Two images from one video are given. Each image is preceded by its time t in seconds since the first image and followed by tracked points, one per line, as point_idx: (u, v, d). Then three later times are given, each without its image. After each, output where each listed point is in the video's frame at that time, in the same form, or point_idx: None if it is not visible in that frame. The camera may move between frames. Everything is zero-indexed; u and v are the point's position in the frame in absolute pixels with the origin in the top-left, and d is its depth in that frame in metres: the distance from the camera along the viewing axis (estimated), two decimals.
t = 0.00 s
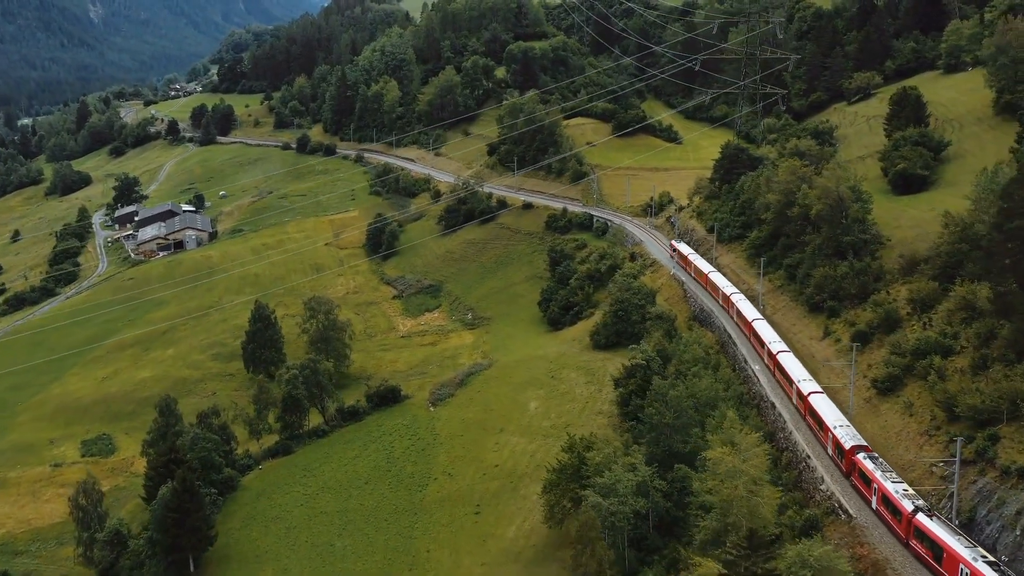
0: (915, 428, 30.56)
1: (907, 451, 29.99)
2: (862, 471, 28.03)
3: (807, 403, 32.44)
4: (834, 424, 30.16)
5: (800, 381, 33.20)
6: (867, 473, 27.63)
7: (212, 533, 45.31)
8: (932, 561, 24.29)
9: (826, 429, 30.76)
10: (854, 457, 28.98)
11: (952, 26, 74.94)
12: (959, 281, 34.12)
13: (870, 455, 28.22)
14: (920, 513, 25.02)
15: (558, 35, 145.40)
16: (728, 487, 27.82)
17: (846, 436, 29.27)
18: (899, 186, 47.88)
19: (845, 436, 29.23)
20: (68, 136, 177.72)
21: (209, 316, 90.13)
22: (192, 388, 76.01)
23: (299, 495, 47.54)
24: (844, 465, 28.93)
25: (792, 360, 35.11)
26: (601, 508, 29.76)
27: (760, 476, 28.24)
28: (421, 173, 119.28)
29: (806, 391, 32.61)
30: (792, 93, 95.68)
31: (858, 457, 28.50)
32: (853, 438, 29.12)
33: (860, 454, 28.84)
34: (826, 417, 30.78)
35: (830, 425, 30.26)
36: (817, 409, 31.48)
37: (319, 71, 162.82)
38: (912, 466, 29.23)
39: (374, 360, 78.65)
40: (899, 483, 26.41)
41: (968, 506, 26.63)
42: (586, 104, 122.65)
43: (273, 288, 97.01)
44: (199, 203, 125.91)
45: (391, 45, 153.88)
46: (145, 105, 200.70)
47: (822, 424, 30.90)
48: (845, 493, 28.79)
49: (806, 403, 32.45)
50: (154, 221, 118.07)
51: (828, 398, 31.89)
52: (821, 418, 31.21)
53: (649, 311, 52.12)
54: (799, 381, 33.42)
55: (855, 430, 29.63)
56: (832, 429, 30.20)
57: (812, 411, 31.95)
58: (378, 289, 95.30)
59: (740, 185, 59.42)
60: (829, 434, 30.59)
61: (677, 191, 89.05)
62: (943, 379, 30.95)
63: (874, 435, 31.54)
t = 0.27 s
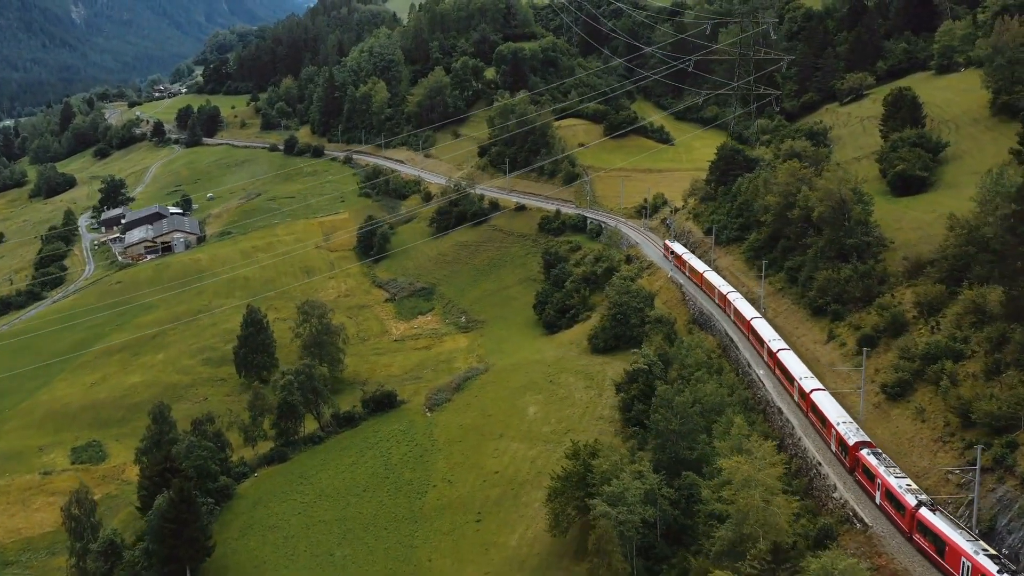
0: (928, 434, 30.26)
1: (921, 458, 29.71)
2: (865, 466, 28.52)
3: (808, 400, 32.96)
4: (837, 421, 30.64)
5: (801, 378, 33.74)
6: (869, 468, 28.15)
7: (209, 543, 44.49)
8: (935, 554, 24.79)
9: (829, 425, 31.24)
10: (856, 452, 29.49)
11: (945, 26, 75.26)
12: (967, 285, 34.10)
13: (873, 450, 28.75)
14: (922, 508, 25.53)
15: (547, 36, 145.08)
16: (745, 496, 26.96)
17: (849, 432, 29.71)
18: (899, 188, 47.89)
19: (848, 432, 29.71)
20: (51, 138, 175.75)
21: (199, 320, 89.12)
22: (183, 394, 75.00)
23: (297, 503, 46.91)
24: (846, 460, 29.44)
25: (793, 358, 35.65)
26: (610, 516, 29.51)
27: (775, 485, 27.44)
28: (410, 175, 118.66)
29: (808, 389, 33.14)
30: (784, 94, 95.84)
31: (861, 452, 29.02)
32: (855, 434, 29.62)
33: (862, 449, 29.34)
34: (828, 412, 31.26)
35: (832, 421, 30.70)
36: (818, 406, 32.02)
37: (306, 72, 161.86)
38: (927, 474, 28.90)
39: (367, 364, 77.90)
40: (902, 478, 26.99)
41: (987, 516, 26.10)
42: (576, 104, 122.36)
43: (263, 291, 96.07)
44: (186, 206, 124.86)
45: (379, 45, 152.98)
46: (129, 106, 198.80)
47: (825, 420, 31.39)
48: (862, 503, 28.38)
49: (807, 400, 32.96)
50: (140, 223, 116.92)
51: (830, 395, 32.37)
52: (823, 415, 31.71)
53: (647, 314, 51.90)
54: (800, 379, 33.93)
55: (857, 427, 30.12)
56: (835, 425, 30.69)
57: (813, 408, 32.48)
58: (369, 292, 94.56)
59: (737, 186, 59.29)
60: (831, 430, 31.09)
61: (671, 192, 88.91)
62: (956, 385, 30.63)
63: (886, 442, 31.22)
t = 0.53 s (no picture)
0: (946, 441, 29.98)
1: (942, 466, 29.29)
2: (872, 461, 28.95)
3: (813, 397, 33.50)
4: (842, 416, 31.13)
5: (805, 376, 34.32)
6: (876, 463, 28.58)
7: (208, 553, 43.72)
8: (939, 545, 25.19)
9: (834, 422, 31.75)
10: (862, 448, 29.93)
11: (938, 28, 75.59)
12: (978, 289, 34.17)
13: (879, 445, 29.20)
14: (929, 501, 25.89)
15: (537, 37, 144.72)
16: (769, 507, 26.23)
17: (855, 427, 30.16)
18: (900, 191, 47.92)
19: (854, 427, 30.20)
20: (34, 140, 173.55)
21: (189, 325, 88.08)
22: (175, 400, 73.94)
23: (298, 512, 46.17)
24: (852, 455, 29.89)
25: (795, 355, 36.23)
26: (624, 526, 29.19)
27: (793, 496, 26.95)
28: (401, 177, 117.94)
29: (812, 386, 33.72)
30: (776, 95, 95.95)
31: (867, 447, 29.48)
32: (861, 429, 30.10)
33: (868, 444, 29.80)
34: (834, 409, 31.81)
35: (838, 417, 31.21)
36: (823, 402, 32.57)
37: (293, 73, 160.84)
38: (947, 481, 28.61)
39: (363, 369, 77.11)
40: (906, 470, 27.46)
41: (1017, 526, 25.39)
42: (568, 105, 122.06)
43: (254, 295, 95.07)
44: (173, 208, 123.63)
45: (368, 47, 152.14)
46: (113, 108, 196.70)
47: (830, 417, 31.89)
48: (883, 512, 27.90)
49: (812, 397, 33.51)
50: (127, 226, 115.57)
51: (834, 392, 32.90)
52: (828, 411, 32.22)
53: (649, 318, 51.64)
54: (804, 376, 34.53)
55: (862, 423, 30.60)
56: (840, 421, 31.20)
57: (818, 405, 33.01)
58: (362, 296, 93.80)
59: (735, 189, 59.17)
60: (837, 426, 31.58)
61: (665, 193, 88.80)
62: (973, 392, 30.32)
63: (903, 449, 30.89)
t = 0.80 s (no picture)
0: (966, 447, 29.82)
1: (963, 472, 29.14)
2: (879, 456, 29.61)
3: (818, 394, 34.20)
4: (848, 413, 31.82)
5: (809, 373, 35.00)
6: (883, 458, 29.24)
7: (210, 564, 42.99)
8: (947, 536, 25.96)
9: (840, 417, 32.42)
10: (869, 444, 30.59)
11: (931, 28, 75.86)
12: (991, 293, 34.45)
13: (886, 440, 29.88)
14: (936, 494, 26.56)
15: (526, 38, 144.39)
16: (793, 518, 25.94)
17: (862, 423, 30.82)
18: (903, 192, 47.93)
19: (861, 423, 30.87)
20: (18, 143, 171.19)
21: (181, 330, 87.03)
22: (168, 405, 72.93)
23: (300, 521, 45.52)
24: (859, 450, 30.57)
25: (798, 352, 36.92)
26: (640, 536, 29.00)
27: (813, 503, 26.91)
28: (391, 179, 117.17)
29: (817, 382, 34.42)
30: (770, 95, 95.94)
31: (874, 442, 30.17)
32: (868, 425, 30.77)
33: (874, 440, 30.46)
34: (840, 406, 32.52)
35: (844, 413, 31.91)
36: (828, 398, 33.27)
37: (281, 74, 159.81)
38: (970, 489, 28.38)
39: (359, 373, 76.41)
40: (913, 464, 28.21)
41: None
42: (559, 106, 121.73)
43: (247, 299, 94.08)
44: (161, 210, 122.32)
45: (357, 48, 151.26)
46: (97, 110, 194.41)
47: (836, 413, 32.58)
48: (904, 522, 27.81)
49: (817, 393, 34.21)
50: (116, 229, 114.18)
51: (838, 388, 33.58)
52: (834, 408, 32.90)
53: (651, 321, 51.38)
54: (808, 372, 35.25)
55: (868, 418, 31.26)
56: (846, 416, 31.89)
57: (822, 401, 33.73)
58: (355, 299, 93.05)
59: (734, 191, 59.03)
60: (842, 422, 32.27)
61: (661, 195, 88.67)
62: (992, 397, 30.18)
63: (921, 455, 30.72)
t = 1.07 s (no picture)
0: (983, 452, 29.70)
1: (982, 478, 28.98)
2: (883, 450, 30.16)
3: (820, 389, 34.72)
4: (851, 407, 32.34)
5: (811, 369, 35.51)
6: (888, 451, 29.78)
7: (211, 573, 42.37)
8: (951, 528, 26.66)
9: (843, 412, 32.95)
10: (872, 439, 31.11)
11: (925, 29, 76.08)
12: (1002, 295, 34.34)
13: (889, 434, 30.43)
14: (940, 486, 27.19)
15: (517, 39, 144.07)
16: (816, 528, 25.55)
17: (865, 418, 31.34)
18: (904, 194, 47.93)
19: (864, 417, 31.37)
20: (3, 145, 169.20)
21: (172, 334, 86.16)
22: (162, 410, 72.07)
23: (302, 528, 44.96)
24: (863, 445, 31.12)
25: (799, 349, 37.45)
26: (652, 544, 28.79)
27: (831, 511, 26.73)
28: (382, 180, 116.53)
29: (819, 378, 34.92)
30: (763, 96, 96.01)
31: (878, 436, 30.71)
32: (871, 420, 31.29)
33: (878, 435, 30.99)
34: (842, 401, 33.01)
35: (847, 408, 32.42)
36: (830, 393, 33.81)
37: (269, 75, 158.91)
38: (990, 495, 28.21)
39: (355, 377, 75.85)
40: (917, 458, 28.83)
41: None
42: (552, 107, 121.40)
43: (240, 302, 93.23)
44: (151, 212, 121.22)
45: (346, 48, 150.42)
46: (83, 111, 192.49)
47: (839, 408, 33.07)
48: (925, 529, 27.63)
49: (819, 388, 34.72)
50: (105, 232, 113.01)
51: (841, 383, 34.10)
52: (836, 402, 33.42)
53: (653, 323, 51.13)
54: (810, 368, 35.81)
55: (871, 413, 31.78)
56: (849, 410, 32.41)
57: (825, 396, 34.26)
58: (350, 302, 92.43)
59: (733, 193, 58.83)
60: (845, 417, 32.79)
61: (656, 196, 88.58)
62: (1010, 402, 30.01)
63: (937, 460, 30.54)
